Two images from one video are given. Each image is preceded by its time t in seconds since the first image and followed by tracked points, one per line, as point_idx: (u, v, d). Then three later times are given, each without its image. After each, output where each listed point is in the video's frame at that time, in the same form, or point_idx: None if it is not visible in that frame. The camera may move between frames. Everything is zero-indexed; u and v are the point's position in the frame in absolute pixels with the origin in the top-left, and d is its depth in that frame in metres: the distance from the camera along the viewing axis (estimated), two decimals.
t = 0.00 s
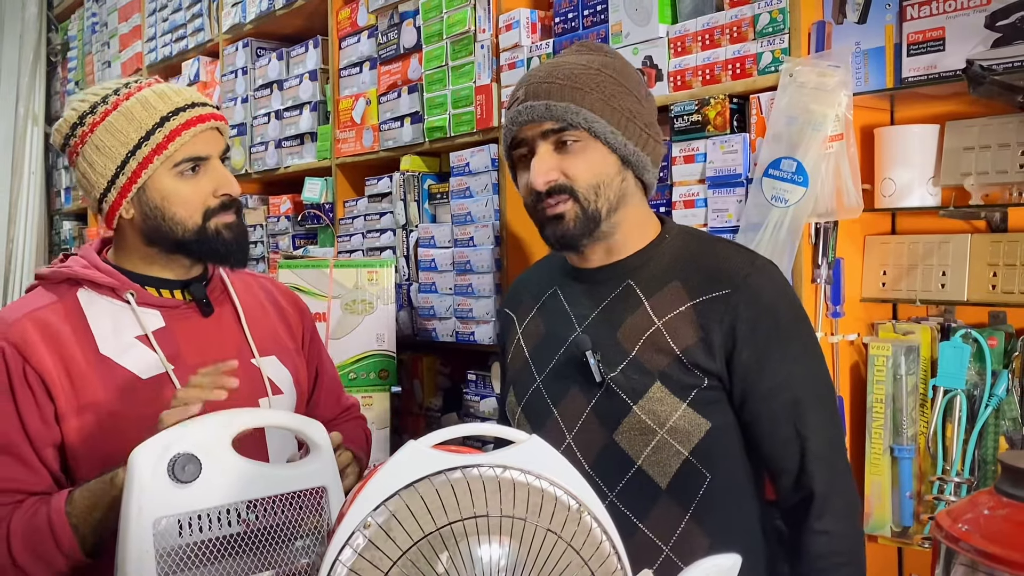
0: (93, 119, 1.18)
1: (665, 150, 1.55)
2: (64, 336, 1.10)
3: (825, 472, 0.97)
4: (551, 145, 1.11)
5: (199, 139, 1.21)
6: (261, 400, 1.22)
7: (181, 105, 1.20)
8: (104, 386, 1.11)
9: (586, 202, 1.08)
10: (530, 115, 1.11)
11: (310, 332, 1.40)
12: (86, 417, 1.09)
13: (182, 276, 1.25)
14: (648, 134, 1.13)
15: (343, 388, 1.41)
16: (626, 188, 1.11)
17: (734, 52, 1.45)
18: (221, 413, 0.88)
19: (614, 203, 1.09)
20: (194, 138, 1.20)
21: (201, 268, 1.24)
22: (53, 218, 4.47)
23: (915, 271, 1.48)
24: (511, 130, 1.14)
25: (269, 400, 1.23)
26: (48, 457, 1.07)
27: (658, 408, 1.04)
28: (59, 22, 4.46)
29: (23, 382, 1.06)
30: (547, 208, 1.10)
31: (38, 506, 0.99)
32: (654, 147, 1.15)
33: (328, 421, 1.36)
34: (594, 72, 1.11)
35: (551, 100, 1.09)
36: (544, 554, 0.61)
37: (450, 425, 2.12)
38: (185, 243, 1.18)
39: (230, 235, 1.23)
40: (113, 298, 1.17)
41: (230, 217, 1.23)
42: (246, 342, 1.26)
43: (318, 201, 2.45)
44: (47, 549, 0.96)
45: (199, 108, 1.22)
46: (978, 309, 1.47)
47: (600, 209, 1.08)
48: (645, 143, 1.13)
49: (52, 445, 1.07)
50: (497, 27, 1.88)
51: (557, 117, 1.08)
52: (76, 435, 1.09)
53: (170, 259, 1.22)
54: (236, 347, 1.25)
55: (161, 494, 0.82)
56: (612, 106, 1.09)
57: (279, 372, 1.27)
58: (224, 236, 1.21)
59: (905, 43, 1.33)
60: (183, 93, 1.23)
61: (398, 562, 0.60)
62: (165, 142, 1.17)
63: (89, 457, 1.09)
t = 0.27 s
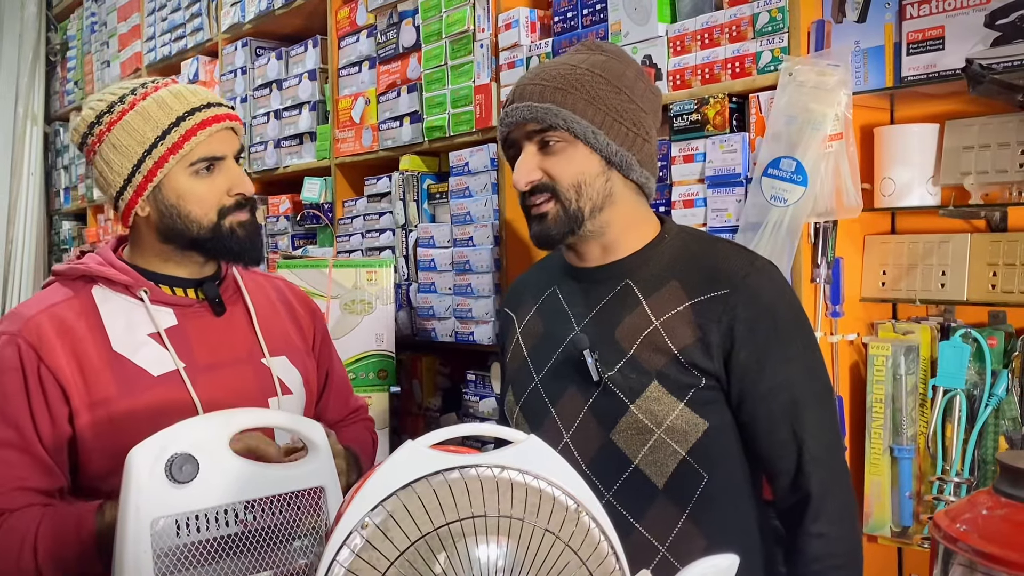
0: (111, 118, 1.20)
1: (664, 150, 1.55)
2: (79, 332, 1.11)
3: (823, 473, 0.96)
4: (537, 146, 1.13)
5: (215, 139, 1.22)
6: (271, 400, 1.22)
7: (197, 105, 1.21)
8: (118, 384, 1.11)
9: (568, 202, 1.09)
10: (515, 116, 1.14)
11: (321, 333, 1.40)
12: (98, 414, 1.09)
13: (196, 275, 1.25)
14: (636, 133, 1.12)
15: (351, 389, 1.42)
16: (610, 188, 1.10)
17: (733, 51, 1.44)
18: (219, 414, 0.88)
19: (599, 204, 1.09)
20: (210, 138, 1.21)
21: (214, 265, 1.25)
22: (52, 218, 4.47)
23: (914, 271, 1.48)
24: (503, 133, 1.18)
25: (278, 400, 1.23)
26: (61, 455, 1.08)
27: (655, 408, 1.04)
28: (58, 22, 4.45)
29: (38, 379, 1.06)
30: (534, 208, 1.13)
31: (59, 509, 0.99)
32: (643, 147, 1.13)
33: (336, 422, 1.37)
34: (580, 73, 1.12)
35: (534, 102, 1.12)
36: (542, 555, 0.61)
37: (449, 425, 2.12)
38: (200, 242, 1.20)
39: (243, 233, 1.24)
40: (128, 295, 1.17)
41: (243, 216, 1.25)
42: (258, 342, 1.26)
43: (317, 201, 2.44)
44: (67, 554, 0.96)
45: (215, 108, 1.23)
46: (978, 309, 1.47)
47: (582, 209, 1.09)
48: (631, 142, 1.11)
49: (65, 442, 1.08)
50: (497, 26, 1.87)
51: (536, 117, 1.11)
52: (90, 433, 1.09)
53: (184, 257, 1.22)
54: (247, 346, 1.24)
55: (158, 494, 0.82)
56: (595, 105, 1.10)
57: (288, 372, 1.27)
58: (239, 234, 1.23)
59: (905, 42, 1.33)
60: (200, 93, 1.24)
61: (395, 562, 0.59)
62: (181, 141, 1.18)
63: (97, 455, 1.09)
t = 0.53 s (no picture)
0: (132, 118, 1.22)
1: (664, 149, 1.55)
2: (95, 327, 1.15)
3: (822, 473, 0.96)
4: (530, 145, 1.14)
5: (235, 141, 1.24)
6: (279, 400, 1.24)
7: (217, 107, 1.24)
8: (130, 377, 1.14)
9: (558, 199, 1.11)
10: (508, 117, 1.16)
11: (335, 335, 1.41)
12: (110, 408, 1.13)
13: (211, 273, 1.27)
14: (627, 130, 1.11)
15: (363, 392, 1.42)
16: (600, 185, 1.11)
17: (733, 50, 1.44)
18: (219, 413, 0.87)
19: (588, 202, 1.10)
20: (230, 139, 1.24)
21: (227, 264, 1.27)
22: (51, 217, 4.46)
23: (914, 270, 1.48)
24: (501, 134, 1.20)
25: (288, 400, 1.25)
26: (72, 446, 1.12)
27: (654, 408, 1.03)
28: (56, 21, 4.44)
29: (53, 371, 1.10)
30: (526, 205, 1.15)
31: (71, 504, 1.03)
32: (636, 144, 1.12)
33: (346, 425, 1.38)
34: (573, 72, 1.13)
35: (526, 101, 1.14)
36: (542, 555, 0.61)
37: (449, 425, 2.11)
38: (216, 242, 1.22)
39: (259, 234, 1.26)
40: (144, 292, 1.20)
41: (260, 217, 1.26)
42: (271, 341, 1.28)
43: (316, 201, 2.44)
44: (76, 550, 1.00)
45: (235, 110, 1.26)
46: (978, 308, 1.47)
47: (571, 206, 1.10)
48: (622, 140, 1.11)
49: (77, 433, 1.12)
50: (496, 26, 1.87)
51: (527, 116, 1.12)
52: (102, 425, 1.12)
53: (200, 255, 1.25)
54: (260, 345, 1.26)
55: (157, 494, 0.82)
56: (585, 103, 1.11)
57: (299, 372, 1.28)
58: (254, 236, 1.25)
59: (905, 41, 1.33)
60: (220, 95, 1.26)
61: (395, 562, 0.59)
62: (201, 143, 1.21)
63: (107, 448, 1.13)
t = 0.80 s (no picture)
0: (147, 116, 1.23)
1: (665, 148, 1.55)
2: (106, 322, 1.16)
3: (820, 473, 0.96)
4: (527, 145, 1.16)
5: (247, 140, 1.25)
6: (289, 399, 1.24)
7: (231, 106, 1.25)
8: (138, 372, 1.15)
9: (554, 198, 1.12)
10: (506, 117, 1.18)
11: (346, 337, 1.40)
12: (118, 401, 1.14)
13: (222, 271, 1.27)
14: (623, 130, 1.11)
15: (373, 394, 1.42)
16: (596, 184, 1.11)
17: (734, 49, 1.44)
18: (220, 412, 0.87)
19: (584, 201, 1.10)
20: (242, 138, 1.24)
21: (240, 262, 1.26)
22: (51, 217, 4.46)
23: (916, 269, 1.48)
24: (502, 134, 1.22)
25: (297, 400, 1.24)
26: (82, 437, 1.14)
27: (654, 408, 1.03)
28: (56, 20, 4.44)
29: (62, 365, 1.12)
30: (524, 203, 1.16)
31: (78, 497, 1.04)
32: (632, 143, 1.11)
33: (356, 427, 1.38)
34: (570, 72, 1.13)
35: (523, 102, 1.15)
36: (544, 554, 0.61)
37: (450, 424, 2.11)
38: (227, 239, 1.22)
39: (271, 233, 1.26)
40: (156, 288, 1.21)
41: (271, 216, 1.26)
42: (281, 339, 1.28)
43: (317, 200, 2.44)
44: (83, 544, 1.00)
45: (248, 109, 1.27)
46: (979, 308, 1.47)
47: (566, 205, 1.11)
48: (617, 139, 1.11)
49: (86, 425, 1.14)
50: (497, 25, 1.87)
51: (522, 117, 1.14)
52: (109, 418, 1.14)
53: (212, 252, 1.25)
54: (271, 343, 1.26)
55: (159, 494, 0.82)
56: (580, 103, 1.11)
57: (309, 372, 1.28)
58: (266, 234, 1.24)
59: (906, 40, 1.33)
60: (234, 94, 1.27)
61: (398, 561, 0.59)
62: (214, 141, 1.21)
63: (116, 442, 1.14)
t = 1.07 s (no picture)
0: (157, 115, 1.24)
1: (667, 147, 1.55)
2: (113, 318, 1.16)
3: (820, 473, 0.96)
4: (523, 152, 1.15)
5: (256, 140, 1.25)
6: (293, 397, 1.24)
7: (239, 106, 1.24)
8: (142, 368, 1.16)
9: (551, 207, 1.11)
10: (501, 124, 1.17)
11: (355, 337, 1.40)
12: (123, 397, 1.14)
13: (229, 270, 1.27)
14: (618, 138, 1.10)
15: (383, 395, 1.42)
16: (591, 194, 1.10)
17: (737, 48, 1.44)
18: (221, 410, 0.87)
19: (580, 209, 1.10)
20: (250, 138, 1.24)
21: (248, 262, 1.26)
22: (53, 216, 4.46)
23: (918, 268, 1.48)
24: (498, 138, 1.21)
25: (302, 397, 1.24)
26: (86, 433, 1.14)
27: (656, 407, 1.03)
28: (58, 19, 4.44)
29: (68, 360, 1.12)
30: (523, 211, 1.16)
31: (83, 491, 1.05)
32: (627, 152, 1.10)
33: (365, 428, 1.37)
34: (565, 78, 1.12)
35: (516, 109, 1.14)
36: (547, 553, 0.61)
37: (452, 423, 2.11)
38: (234, 239, 1.22)
39: (277, 233, 1.25)
40: (163, 286, 1.22)
41: (278, 216, 1.26)
42: (287, 338, 1.27)
43: (319, 199, 2.45)
44: (86, 539, 1.00)
45: (257, 110, 1.26)
46: (982, 307, 1.47)
47: (563, 215, 1.10)
48: (612, 148, 1.10)
49: (91, 421, 1.14)
50: (499, 24, 1.87)
51: (516, 125, 1.13)
52: (113, 414, 1.14)
53: (218, 252, 1.25)
54: (277, 342, 1.26)
55: (162, 492, 0.82)
56: (574, 112, 1.10)
57: (316, 371, 1.28)
58: (271, 234, 1.24)
59: (909, 39, 1.33)
60: (243, 95, 1.27)
61: (401, 560, 0.59)
62: (221, 141, 1.21)
63: (120, 438, 1.15)
